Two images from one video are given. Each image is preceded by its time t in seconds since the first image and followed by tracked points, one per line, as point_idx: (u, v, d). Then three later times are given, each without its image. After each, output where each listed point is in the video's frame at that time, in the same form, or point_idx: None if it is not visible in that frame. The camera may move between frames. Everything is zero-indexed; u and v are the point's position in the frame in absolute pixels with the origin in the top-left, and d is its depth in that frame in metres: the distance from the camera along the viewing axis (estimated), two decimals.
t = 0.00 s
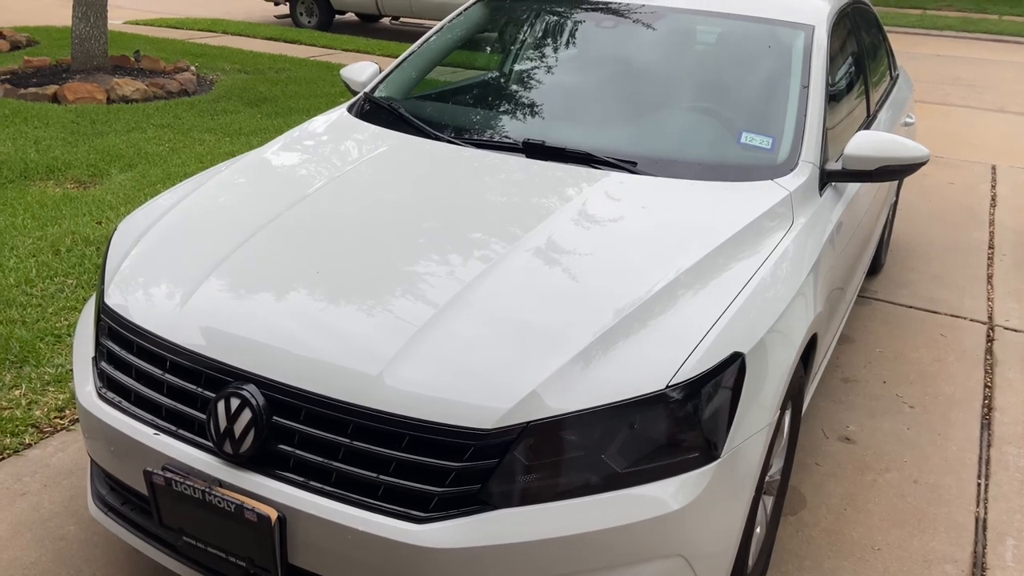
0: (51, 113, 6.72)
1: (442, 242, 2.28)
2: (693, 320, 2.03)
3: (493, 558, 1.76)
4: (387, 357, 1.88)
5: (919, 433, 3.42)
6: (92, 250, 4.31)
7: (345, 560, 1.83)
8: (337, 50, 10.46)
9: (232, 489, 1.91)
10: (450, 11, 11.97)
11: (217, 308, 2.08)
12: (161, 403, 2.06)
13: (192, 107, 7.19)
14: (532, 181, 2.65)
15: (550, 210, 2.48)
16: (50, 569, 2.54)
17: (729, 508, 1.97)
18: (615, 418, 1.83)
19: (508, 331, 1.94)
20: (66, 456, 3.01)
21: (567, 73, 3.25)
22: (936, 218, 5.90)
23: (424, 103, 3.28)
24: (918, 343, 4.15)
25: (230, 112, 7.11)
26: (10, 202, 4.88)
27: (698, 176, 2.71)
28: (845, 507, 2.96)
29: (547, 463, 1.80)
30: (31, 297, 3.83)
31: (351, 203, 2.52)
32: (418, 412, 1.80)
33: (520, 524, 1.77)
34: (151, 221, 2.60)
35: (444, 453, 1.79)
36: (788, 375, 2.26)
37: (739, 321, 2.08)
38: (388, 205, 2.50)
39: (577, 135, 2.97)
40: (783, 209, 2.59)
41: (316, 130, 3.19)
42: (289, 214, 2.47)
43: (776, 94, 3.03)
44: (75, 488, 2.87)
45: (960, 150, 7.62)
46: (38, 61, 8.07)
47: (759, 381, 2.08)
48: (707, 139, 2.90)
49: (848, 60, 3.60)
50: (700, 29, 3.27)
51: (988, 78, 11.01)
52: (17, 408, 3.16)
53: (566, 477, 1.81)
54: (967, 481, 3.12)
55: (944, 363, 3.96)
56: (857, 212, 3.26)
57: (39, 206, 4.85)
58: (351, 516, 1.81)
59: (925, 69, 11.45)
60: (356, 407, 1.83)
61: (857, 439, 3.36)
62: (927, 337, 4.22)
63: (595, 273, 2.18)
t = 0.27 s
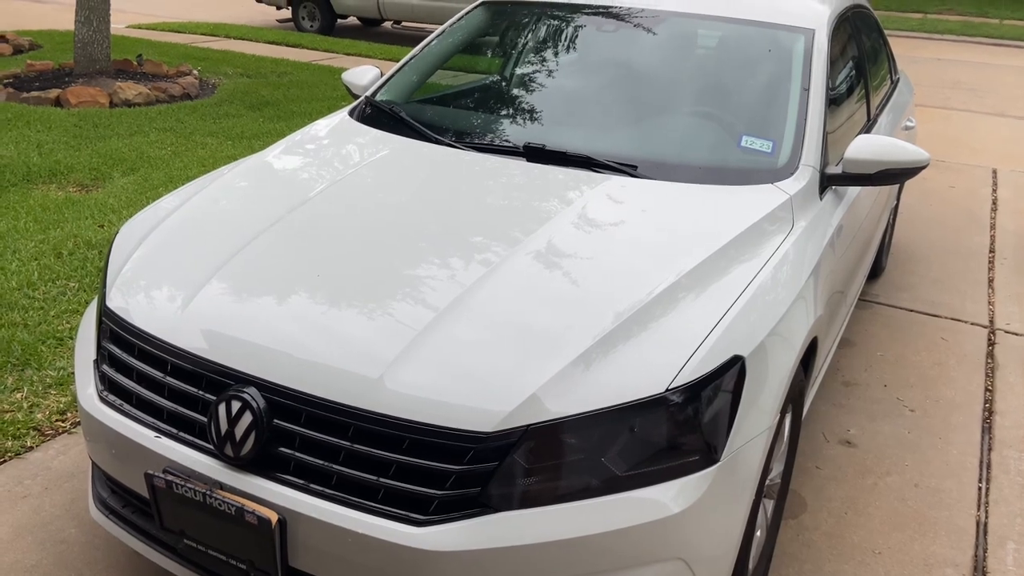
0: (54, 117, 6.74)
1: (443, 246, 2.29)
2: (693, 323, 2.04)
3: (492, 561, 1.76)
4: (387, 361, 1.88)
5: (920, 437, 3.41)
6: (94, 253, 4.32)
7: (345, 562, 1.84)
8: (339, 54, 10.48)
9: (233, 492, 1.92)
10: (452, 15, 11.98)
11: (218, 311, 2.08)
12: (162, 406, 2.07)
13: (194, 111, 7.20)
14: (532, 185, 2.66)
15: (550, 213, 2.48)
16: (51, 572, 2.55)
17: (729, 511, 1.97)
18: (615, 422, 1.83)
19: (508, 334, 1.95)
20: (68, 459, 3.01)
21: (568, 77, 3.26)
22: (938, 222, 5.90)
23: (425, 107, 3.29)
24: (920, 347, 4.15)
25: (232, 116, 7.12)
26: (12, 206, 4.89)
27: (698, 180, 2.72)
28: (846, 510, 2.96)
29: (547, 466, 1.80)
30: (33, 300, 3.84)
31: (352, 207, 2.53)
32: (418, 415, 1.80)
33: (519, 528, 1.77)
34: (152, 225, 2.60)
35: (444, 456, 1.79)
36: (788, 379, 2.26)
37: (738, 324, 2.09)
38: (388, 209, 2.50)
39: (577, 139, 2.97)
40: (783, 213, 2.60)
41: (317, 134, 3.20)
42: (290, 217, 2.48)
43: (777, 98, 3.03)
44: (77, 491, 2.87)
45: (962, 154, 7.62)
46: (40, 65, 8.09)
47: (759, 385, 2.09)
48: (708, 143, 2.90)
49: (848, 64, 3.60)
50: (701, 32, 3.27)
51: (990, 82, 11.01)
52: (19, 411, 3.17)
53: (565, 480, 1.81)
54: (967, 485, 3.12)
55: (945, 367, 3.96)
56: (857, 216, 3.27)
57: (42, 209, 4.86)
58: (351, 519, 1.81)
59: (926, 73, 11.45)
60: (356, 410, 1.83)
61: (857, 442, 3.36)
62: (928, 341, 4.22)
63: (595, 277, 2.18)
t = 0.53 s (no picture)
0: (57, 120, 6.75)
1: (445, 249, 2.29)
2: (695, 326, 2.03)
3: (494, 565, 1.76)
4: (389, 364, 1.88)
5: (923, 440, 3.41)
6: (97, 256, 4.32)
7: (347, 566, 1.84)
8: (341, 57, 10.49)
9: (236, 495, 1.92)
10: (454, 19, 12.00)
11: (221, 314, 2.09)
12: (164, 409, 2.07)
13: (197, 114, 7.21)
14: (535, 188, 2.66)
15: (552, 216, 2.48)
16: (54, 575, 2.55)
17: (732, 515, 1.97)
18: (617, 425, 1.83)
19: (510, 338, 1.95)
20: (70, 462, 3.01)
21: (570, 80, 3.26)
22: (940, 225, 5.90)
23: (427, 111, 3.30)
24: (923, 350, 4.15)
25: (235, 119, 7.14)
26: (15, 209, 4.90)
27: (700, 183, 2.72)
28: (849, 514, 2.95)
29: (549, 469, 1.80)
30: (36, 304, 3.84)
31: (355, 210, 2.53)
32: (420, 418, 1.80)
33: (521, 532, 1.77)
34: (155, 229, 2.61)
35: (447, 460, 1.79)
36: (791, 382, 2.26)
37: (741, 327, 2.08)
38: (391, 212, 2.51)
39: (579, 142, 2.97)
40: (786, 216, 2.59)
41: (320, 138, 3.20)
42: (293, 221, 2.48)
43: (779, 101, 3.03)
44: (79, 494, 2.87)
45: (964, 157, 7.62)
46: (44, 68, 8.10)
47: (762, 388, 2.08)
48: (710, 146, 2.90)
49: (850, 67, 3.60)
50: (703, 35, 3.27)
51: (992, 84, 11.01)
52: (22, 414, 3.17)
53: (568, 484, 1.81)
54: (971, 489, 3.11)
55: (948, 370, 3.96)
56: (860, 219, 3.26)
57: (44, 213, 4.87)
58: (354, 522, 1.81)
59: (928, 76, 11.45)
60: (359, 414, 1.83)
61: (860, 446, 3.35)
62: (931, 344, 4.21)
63: (598, 280, 2.18)
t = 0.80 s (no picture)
0: (61, 123, 6.76)
1: (448, 251, 2.29)
2: (698, 328, 2.03)
3: (498, 568, 1.75)
4: (392, 366, 1.88)
5: (927, 442, 3.40)
6: (100, 259, 4.32)
7: (350, 568, 1.83)
8: (344, 60, 10.50)
9: (238, 497, 1.92)
10: (457, 21, 12.01)
11: (224, 316, 2.08)
12: (167, 411, 2.06)
13: (200, 116, 7.22)
14: (538, 190, 2.66)
15: (555, 218, 2.48)
16: None
17: (736, 518, 1.96)
18: (621, 428, 1.83)
19: (513, 340, 1.94)
20: (73, 464, 3.01)
21: (573, 82, 3.26)
22: (944, 226, 5.88)
23: (430, 113, 3.29)
24: (927, 352, 4.14)
25: (238, 122, 7.14)
26: (18, 212, 4.91)
27: (704, 185, 2.71)
28: (853, 517, 2.94)
29: (553, 472, 1.80)
30: (39, 306, 3.85)
31: (358, 212, 2.53)
32: (423, 421, 1.80)
33: (524, 534, 1.77)
34: (158, 231, 2.61)
35: (449, 462, 1.79)
36: (795, 385, 2.25)
37: (745, 329, 2.08)
38: (394, 214, 2.50)
39: (582, 144, 2.97)
40: (789, 218, 2.59)
41: (323, 140, 3.20)
42: (296, 223, 2.48)
43: (782, 103, 3.03)
44: (81, 497, 2.87)
45: (967, 158, 7.60)
46: (47, 71, 8.12)
47: (766, 390, 2.08)
48: (713, 148, 2.90)
49: (854, 69, 3.59)
50: (706, 37, 3.27)
51: (996, 86, 10.99)
52: (25, 417, 3.17)
53: (571, 486, 1.81)
54: (975, 491, 3.10)
55: (952, 372, 3.95)
56: (864, 221, 3.26)
57: (48, 215, 4.87)
58: (356, 525, 1.81)
59: (932, 78, 11.43)
60: (361, 416, 1.83)
61: (865, 448, 3.34)
62: (935, 346, 4.20)
63: (601, 282, 2.18)
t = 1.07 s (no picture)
0: (63, 126, 6.77)
1: (449, 253, 2.28)
2: (700, 331, 2.02)
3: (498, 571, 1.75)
4: (393, 369, 1.87)
5: (930, 445, 3.39)
6: (102, 261, 4.33)
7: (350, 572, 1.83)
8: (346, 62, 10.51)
9: (239, 501, 1.91)
10: (459, 24, 12.02)
11: (225, 319, 2.08)
12: (168, 414, 2.06)
13: (202, 119, 7.23)
14: (539, 192, 2.65)
15: (557, 220, 2.48)
16: None
17: (737, 521, 1.96)
18: (621, 431, 1.82)
19: (514, 342, 1.94)
20: (74, 467, 3.01)
21: (575, 84, 3.26)
22: (947, 228, 5.87)
23: (431, 115, 3.29)
24: (930, 354, 4.12)
25: (240, 124, 7.15)
26: (21, 215, 4.91)
27: (706, 186, 2.71)
28: (856, 519, 2.93)
29: (553, 475, 1.79)
30: (41, 309, 3.85)
31: (359, 214, 2.52)
32: (424, 424, 1.79)
33: (525, 538, 1.76)
34: (159, 234, 2.61)
35: (450, 466, 1.78)
36: (797, 387, 2.24)
37: (746, 332, 2.07)
38: (395, 217, 2.50)
39: (584, 146, 2.97)
40: (791, 220, 2.58)
41: (324, 142, 3.20)
42: (297, 226, 2.48)
43: (784, 105, 3.02)
44: (83, 500, 2.87)
45: (970, 160, 7.59)
46: (50, 74, 8.13)
47: (768, 393, 2.07)
48: (715, 150, 2.89)
49: (856, 70, 3.59)
50: (708, 39, 3.26)
51: (999, 87, 10.97)
52: (26, 420, 3.17)
53: (572, 490, 1.80)
54: (979, 494, 3.09)
55: (955, 374, 3.93)
56: (866, 222, 3.25)
57: (50, 218, 4.88)
58: (356, 528, 1.81)
59: (934, 79, 11.42)
60: (362, 419, 1.82)
61: (867, 451, 3.33)
62: (938, 348, 4.19)
63: (602, 284, 2.17)
